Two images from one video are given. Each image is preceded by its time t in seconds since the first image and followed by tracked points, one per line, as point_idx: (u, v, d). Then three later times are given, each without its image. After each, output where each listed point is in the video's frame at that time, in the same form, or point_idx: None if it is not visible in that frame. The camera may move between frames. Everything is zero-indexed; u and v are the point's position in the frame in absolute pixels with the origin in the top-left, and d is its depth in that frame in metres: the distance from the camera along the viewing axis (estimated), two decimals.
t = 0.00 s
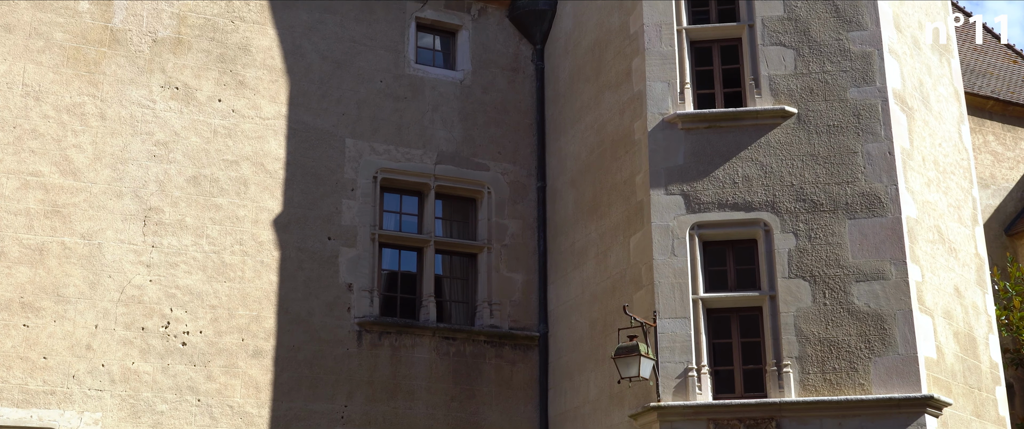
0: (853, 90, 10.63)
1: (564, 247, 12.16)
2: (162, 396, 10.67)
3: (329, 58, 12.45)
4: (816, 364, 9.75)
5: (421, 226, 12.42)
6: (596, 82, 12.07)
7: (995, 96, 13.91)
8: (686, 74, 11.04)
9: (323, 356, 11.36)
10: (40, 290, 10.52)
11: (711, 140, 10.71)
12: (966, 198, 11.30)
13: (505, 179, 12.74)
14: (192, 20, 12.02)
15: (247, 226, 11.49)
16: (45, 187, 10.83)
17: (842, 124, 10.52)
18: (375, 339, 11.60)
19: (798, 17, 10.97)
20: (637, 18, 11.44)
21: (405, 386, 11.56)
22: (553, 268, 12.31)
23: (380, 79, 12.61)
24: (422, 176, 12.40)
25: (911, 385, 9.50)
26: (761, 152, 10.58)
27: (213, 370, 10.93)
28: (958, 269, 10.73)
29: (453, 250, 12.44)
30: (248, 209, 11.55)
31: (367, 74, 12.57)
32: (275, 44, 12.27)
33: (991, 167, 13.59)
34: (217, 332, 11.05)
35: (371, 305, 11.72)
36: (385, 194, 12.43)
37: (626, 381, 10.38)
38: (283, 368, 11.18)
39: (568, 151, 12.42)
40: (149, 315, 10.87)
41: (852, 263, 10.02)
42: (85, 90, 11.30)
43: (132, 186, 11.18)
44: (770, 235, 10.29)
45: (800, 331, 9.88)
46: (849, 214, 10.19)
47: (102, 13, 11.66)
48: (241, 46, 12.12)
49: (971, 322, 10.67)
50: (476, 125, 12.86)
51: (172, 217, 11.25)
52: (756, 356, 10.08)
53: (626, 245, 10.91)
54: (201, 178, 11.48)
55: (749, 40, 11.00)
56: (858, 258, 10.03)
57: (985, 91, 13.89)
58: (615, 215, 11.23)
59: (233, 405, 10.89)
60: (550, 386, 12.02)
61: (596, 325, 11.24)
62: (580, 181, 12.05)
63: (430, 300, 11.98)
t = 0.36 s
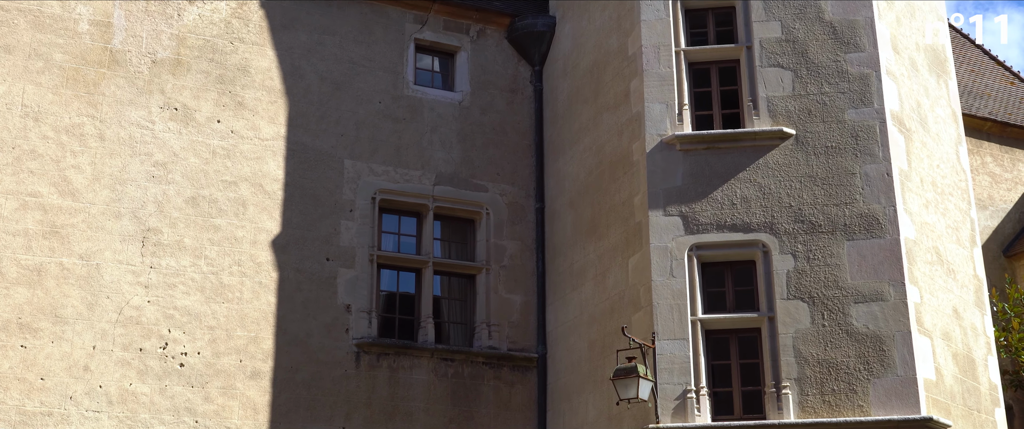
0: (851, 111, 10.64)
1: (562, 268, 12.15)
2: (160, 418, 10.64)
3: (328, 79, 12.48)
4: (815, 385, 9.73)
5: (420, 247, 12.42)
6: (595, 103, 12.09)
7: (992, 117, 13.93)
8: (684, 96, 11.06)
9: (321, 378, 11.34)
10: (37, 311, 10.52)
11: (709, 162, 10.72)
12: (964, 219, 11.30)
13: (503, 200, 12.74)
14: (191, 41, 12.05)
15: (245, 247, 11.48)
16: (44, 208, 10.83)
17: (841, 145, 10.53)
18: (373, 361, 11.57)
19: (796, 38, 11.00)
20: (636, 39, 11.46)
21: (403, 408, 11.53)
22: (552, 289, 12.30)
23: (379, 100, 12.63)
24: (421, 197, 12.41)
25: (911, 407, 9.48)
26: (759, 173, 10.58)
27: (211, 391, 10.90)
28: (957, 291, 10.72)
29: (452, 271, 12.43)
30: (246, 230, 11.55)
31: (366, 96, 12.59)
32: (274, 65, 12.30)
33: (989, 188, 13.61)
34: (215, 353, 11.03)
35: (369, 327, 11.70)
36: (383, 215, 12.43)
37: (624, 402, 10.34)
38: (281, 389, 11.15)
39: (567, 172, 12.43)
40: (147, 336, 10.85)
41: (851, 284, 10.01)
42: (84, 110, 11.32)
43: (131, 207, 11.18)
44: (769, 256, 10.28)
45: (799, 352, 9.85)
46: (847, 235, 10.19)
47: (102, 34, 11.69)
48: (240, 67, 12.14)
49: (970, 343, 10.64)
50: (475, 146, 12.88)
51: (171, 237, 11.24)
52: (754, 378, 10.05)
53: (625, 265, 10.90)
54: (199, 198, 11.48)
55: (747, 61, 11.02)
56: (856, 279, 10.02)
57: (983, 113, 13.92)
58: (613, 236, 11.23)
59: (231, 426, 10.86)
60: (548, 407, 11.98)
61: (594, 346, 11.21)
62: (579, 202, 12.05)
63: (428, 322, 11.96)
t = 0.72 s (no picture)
0: (850, 133, 10.64)
1: (561, 289, 12.13)
2: None
3: (327, 100, 12.49)
4: (814, 407, 9.70)
5: (418, 268, 12.40)
6: (593, 125, 12.09)
7: (991, 139, 13.95)
8: (682, 117, 11.05)
9: (319, 399, 11.29)
10: (34, 332, 10.49)
11: (708, 183, 10.71)
12: (962, 241, 11.29)
13: (501, 221, 12.74)
14: (190, 62, 12.07)
15: (243, 268, 11.45)
16: (42, 229, 10.82)
17: (839, 167, 10.53)
18: (371, 382, 11.53)
19: (794, 60, 11.01)
20: (634, 61, 11.47)
21: None
22: (550, 311, 12.28)
23: (377, 121, 12.64)
24: (419, 218, 12.40)
25: None
26: (758, 194, 10.58)
27: (208, 413, 10.86)
28: (956, 312, 10.69)
29: (450, 293, 12.41)
30: (244, 251, 11.53)
31: (365, 117, 12.60)
32: (272, 86, 12.31)
33: (988, 210, 13.62)
34: (212, 375, 10.99)
35: (367, 348, 11.67)
36: (382, 236, 12.42)
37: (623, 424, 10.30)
38: (278, 411, 11.11)
39: (565, 193, 12.42)
40: (144, 357, 10.81)
41: (850, 306, 9.99)
42: (82, 131, 11.32)
43: (129, 228, 11.17)
44: (767, 278, 10.26)
45: (798, 374, 9.82)
46: (846, 257, 10.17)
47: (101, 55, 11.71)
48: (238, 88, 12.16)
49: (969, 365, 10.61)
50: (473, 167, 12.88)
51: (168, 258, 11.22)
52: (753, 400, 10.02)
53: (623, 287, 10.88)
54: (197, 219, 11.46)
55: (745, 83, 11.04)
56: (855, 301, 10.00)
57: (981, 134, 13.94)
58: (612, 257, 11.20)
59: None
60: None
61: (593, 368, 11.17)
62: (577, 223, 12.03)
63: (427, 343, 11.95)
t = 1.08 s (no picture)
0: (846, 154, 10.65)
1: (558, 310, 12.10)
2: None
3: (324, 121, 12.50)
4: None
5: (415, 289, 12.38)
6: (590, 145, 12.10)
7: (987, 160, 13.97)
8: (680, 138, 11.04)
9: (315, 420, 11.25)
10: (30, 352, 10.46)
11: (705, 204, 10.71)
12: (960, 262, 11.28)
13: (498, 242, 12.73)
14: (187, 82, 12.09)
15: (240, 289, 11.43)
16: (38, 249, 10.80)
17: (835, 188, 10.53)
18: (367, 403, 11.50)
19: (790, 81, 11.03)
20: (631, 82, 11.49)
21: None
22: (547, 332, 12.25)
23: (375, 142, 12.65)
24: (416, 239, 12.40)
25: None
26: (755, 215, 10.57)
27: None
28: (953, 334, 10.68)
29: (447, 314, 12.38)
30: (241, 271, 11.51)
31: (362, 137, 12.61)
32: (269, 107, 12.32)
33: (984, 231, 13.66)
34: (208, 396, 10.96)
35: (364, 369, 11.64)
36: (379, 256, 12.41)
37: None
38: None
39: (562, 214, 12.42)
40: (140, 377, 10.78)
41: (847, 327, 9.97)
42: (79, 151, 11.32)
43: (125, 248, 11.15)
44: (765, 299, 10.24)
45: (795, 396, 9.81)
46: (843, 278, 10.16)
47: (98, 75, 11.73)
48: (235, 109, 12.17)
49: (967, 386, 10.58)
50: (470, 188, 12.89)
51: (165, 279, 11.19)
52: (751, 421, 9.99)
53: (620, 308, 10.85)
54: (194, 239, 11.45)
55: (741, 104, 11.06)
56: (852, 322, 9.99)
57: (978, 156, 13.95)
58: (609, 278, 11.19)
59: None
60: None
61: (589, 388, 11.15)
62: (574, 244, 12.02)
63: (423, 364, 11.91)
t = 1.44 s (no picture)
0: (842, 174, 10.65)
1: (554, 330, 12.07)
2: None
3: (320, 140, 12.51)
4: None
5: (410, 308, 12.36)
6: (586, 165, 12.10)
7: (983, 180, 13.97)
8: (675, 157, 11.05)
9: None
10: (24, 371, 10.42)
11: (700, 223, 10.70)
12: (956, 282, 11.26)
13: (494, 261, 12.71)
14: (184, 101, 12.09)
15: (235, 308, 11.40)
16: (33, 267, 10.78)
17: (831, 208, 10.53)
18: (362, 423, 11.45)
19: (786, 101, 11.04)
20: (627, 101, 11.50)
21: None
22: (543, 352, 12.22)
23: (371, 161, 12.65)
24: (412, 258, 12.38)
25: None
26: (751, 235, 10.56)
27: None
28: (950, 354, 10.65)
29: (442, 333, 12.35)
30: (236, 290, 11.48)
31: (358, 157, 12.61)
32: (266, 125, 12.32)
33: (980, 251, 13.66)
34: (202, 415, 10.92)
35: (359, 388, 11.60)
36: (374, 276, 12.38)
37: None
38: None
39: (558, 233, 12.41)
40: (134, 397, 10.74)
41: (843, 347, 9.95)
42: (75, 170, 11.31)
43: (120, 267, 11.12)
44: (761, 319, 10.22)
45: (791, 416, 9.78)
46: (839, 298, 10.15)
47: (94, 93, 11.73)
48: (232, 127, 12.17)
49: (964, 407, 10.55)
50: (466, 207, 12.88)
51: (160, 298, 11.16)
52: None
53: (616, 328, 10.82)
54: (189, 258, 11.43)
55: (737, 124, 11.06)
56: (848, 342, 9.97)
57: (973, 176, 13.95)
58: (605, 298, 11.16)
59: None
60: None
61: (585, 409, 11.11)
62: (570, 263, 12.00)
63: (419, 383, 11.87)
